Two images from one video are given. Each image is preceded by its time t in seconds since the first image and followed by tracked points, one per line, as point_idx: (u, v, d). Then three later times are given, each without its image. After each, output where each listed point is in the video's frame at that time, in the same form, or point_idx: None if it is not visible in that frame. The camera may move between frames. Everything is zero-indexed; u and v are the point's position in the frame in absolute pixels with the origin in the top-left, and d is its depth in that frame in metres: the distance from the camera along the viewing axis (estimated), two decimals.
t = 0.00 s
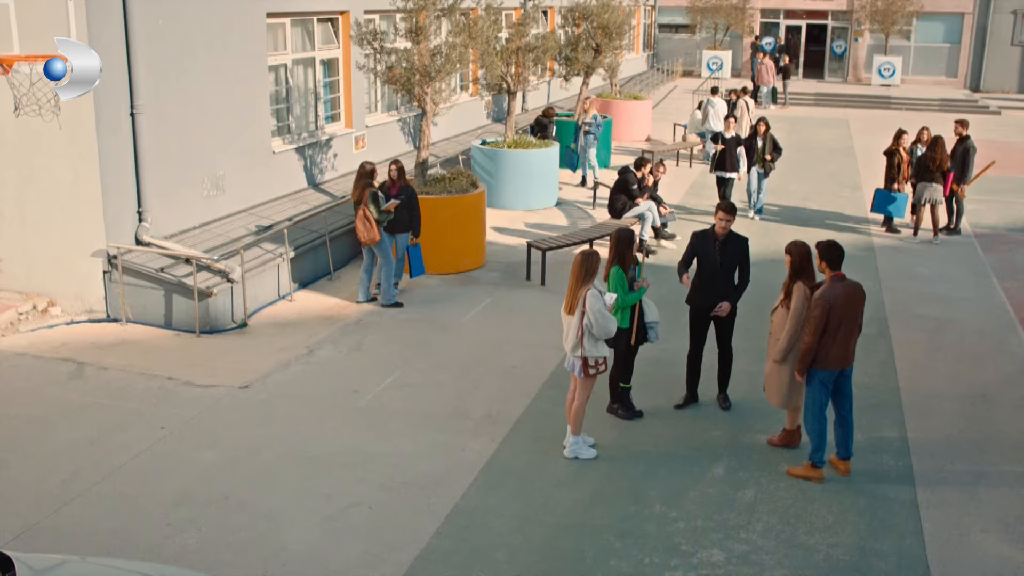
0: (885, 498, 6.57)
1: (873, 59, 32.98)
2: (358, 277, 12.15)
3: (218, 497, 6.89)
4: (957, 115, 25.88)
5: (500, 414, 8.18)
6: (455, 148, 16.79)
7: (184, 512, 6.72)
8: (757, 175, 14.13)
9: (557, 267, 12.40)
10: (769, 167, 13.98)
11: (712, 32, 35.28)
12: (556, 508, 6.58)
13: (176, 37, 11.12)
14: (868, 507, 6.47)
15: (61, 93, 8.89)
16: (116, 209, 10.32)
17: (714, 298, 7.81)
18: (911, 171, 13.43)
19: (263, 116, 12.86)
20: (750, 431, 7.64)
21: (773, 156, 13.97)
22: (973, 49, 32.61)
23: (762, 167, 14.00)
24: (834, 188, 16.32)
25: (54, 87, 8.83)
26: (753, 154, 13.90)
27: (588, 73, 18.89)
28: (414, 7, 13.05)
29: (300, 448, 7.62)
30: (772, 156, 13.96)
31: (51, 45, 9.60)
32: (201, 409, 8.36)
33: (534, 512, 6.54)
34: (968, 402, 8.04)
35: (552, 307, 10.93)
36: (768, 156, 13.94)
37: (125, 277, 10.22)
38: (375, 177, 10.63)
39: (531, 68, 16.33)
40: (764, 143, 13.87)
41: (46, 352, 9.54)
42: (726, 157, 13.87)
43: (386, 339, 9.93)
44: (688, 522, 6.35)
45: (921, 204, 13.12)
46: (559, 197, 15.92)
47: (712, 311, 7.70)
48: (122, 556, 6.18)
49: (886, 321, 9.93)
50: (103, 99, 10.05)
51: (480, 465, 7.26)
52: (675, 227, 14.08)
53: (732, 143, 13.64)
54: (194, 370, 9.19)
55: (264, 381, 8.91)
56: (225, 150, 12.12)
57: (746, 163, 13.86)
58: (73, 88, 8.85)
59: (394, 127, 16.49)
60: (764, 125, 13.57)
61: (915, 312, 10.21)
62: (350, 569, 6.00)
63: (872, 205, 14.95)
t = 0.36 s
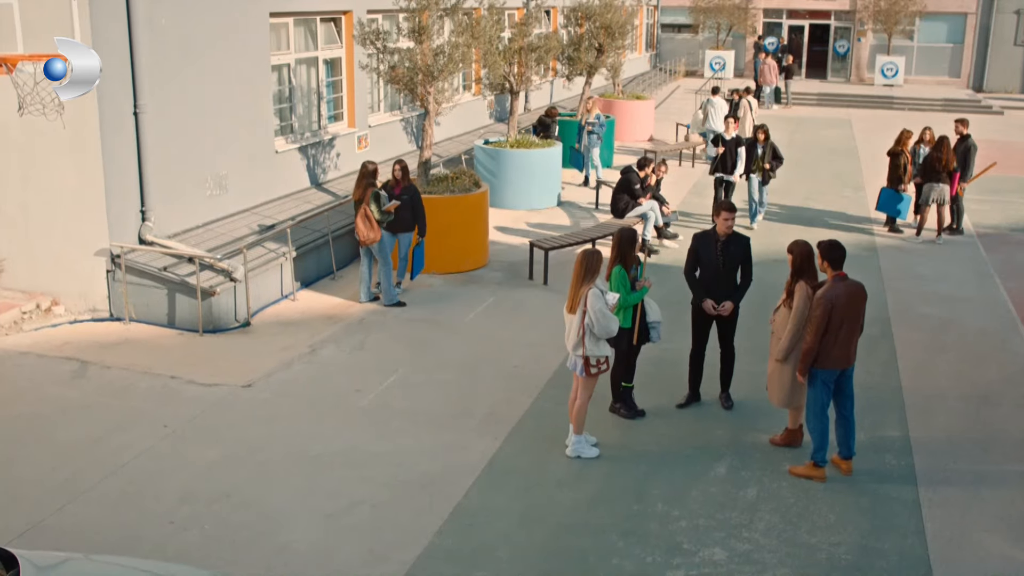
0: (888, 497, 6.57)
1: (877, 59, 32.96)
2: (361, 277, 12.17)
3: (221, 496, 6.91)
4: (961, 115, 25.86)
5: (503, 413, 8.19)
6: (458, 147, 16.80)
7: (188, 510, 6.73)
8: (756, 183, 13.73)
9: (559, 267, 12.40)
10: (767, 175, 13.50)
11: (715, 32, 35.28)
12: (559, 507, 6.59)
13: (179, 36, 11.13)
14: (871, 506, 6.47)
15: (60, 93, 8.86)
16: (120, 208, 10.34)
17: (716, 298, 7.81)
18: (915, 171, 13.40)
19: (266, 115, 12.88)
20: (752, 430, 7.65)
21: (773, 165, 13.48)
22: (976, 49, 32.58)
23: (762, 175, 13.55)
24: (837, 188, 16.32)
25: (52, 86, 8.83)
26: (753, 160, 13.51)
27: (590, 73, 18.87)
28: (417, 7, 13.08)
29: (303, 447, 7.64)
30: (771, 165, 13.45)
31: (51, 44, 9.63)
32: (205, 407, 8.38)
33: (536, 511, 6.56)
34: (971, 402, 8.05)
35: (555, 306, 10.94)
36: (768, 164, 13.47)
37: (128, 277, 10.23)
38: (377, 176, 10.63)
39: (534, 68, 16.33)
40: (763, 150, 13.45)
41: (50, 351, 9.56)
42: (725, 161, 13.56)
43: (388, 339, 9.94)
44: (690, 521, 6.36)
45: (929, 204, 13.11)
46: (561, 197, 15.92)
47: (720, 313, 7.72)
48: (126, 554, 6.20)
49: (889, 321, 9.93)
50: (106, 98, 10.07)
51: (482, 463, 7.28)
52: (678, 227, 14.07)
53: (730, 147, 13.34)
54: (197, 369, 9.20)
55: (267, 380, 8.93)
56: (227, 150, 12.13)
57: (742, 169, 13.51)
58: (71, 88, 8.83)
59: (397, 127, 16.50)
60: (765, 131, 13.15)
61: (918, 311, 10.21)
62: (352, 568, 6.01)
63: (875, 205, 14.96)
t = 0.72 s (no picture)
0: (891, 496, 6.58)
1: (881, 59, 32.92)
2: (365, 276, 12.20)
3: (226, 494, 6.94)
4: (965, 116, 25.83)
5: (507, 412, 8.21)
6: (462, 148, 16.82)
7: (192, 508, 6.76)
8: (762, 184, 13.20)
9: (563, 267, 12.42)
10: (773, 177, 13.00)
11: (720, 32, 35.28)
12: (563, 506, 6.61)
13: (184, 37, 11.17)
14: (874, 505, 6.48)
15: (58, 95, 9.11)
16: (125, 207, 10.37)
17: (719, 298, 7.83)
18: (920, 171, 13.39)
19: (271, 115, 12.90)
20: (756, 430, 7.66)
21: (779, 167, 12.93)
22: (981, 49, 32.54)
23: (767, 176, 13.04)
24: (841, 188, 16.32)
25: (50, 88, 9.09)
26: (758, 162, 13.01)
27: (595, 73, 18.87)
28: (422, 7, 13.14)
29: (308, 445, 7.66)
30: (778, 167, 12.87)
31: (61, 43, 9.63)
32: (210, 406, 8.41)
33: (540, 510, 6.57)
34: (974, 402, 8.05)
35: (559, 306, 10.95)
36: (775, 166, 12.90)
37: (133, 276, 10.28)
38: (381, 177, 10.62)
39: (539, 68, 16.32)
40: (769, 152, 12.90)
41: (56, 350, 9.60)
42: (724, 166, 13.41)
43: (393, 338, 9.96)
44: (694, 520, 6.37)
45: (937, 204, 13.09)
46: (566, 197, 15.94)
47: (721, 313, 7.75)
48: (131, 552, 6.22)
49: (893, 321, 9.93)
50: (112, 98, 10.10)
51: (486, 462, 7.30)
52: (682, 227, 14.07)
53: (728, 150, 13.20)
54: (202, 368, 9.22)
55: (272, 379, 8.95)
56: (232, 150, 12.17)
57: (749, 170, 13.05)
58: (72, 89, 9.09)
59: (402, 127, 16.53)
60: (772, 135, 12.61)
61: (922, 312, 10.21)
62: (357, 565, 6.03)
63: (879, 205, 14.96)
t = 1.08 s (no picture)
0: (895, 495, 6.59)
1: (887, 59, 32.87)
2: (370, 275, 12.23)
3: (232, 492, 6.97)
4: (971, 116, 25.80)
5: (512, 410, 8.24)
6: (467, 147, 16.85)
7: (198, 506, 6.79)
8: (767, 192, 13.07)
9: (568, 266, 12.44)
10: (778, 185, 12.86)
11: (725, 32, 35.26)
12: (567, 504, 6.63)
13: (191, 37, 11.21)
14: (878, 504, 6.49)
15: (59, 96, 9.53)
16: (131, 207, 10.44)
17: (724, 298, 7.83)
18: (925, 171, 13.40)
19: (277, 114, 12.94)
20: (760, 429, 7.67)
21: (784, 174, 12.80)
22: (987, 49, 32.48)
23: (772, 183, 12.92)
24: (846, 188, 16.32)
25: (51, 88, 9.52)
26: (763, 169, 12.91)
27: (599, 73, 18.93)
28: (426, 6, 13.09)
29: (314, 443, 7.69)
30: (784, 175, 12.77)
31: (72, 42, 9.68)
32: (216, 404, 8.44)
33: (545, 508, 6.60)
34: (979, 402, 8.05)
35: (563, 305, 10.98)
36: (780, 173, 12.78)
37: (139, 274, 10.33)
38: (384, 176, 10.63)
39: (543, 68, 16.34)
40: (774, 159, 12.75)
41: (62, 348, 9.64)
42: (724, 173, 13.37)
43: (398, 337, 9.99)
44: (698, 518, 6.39)
45: (943, 204, 13.11)
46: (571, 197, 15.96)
47: (726, 312, 7.76)
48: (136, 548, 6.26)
49: (897, 321, 9.94)
50: (118, 97, 10.14)
51: (491, 460, 7.32)
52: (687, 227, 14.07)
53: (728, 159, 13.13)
54: (208, 367, 9.25)
55: (278, 377, 8.99)
56: (238, 148, 12.20)
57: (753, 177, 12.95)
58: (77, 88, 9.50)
59: (407, 127, 16.56)
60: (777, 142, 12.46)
61: (927, 312, 10.21)
62: (362, 562, 6.06)
63: (884, 205, 14.96)
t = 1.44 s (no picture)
0: (899, 494, 6.60)
1: (892, 59, 32.82)
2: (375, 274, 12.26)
3: (237, 489, 7.00)
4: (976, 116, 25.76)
5: (516, 409, 8.26)
6: (473, 147, 16.88)
7: (204, 503, 6.82)
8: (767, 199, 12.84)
9: (573, 266, 12.46)
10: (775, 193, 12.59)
11: (730, 32, 35.23)
12: (571, 502, 6.65)
13: (196, 35, 11.22)
14: (881, 503, 6.50)
15: (61, 95, 9.71)
16: (138, 205, 10.46)
17: (729, 297, 7.85)
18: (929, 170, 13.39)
19: (282, 113, 12.96)
20: (765, 428, 7.68)
21: (782, 182, 12.52)
22: (993, 48, 32.42)
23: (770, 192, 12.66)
24: (851, 188, 16.31)
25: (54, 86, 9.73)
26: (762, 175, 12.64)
27: (605, 73, 18.93)
28: (432, 7, 13.18)
29: (319, 441, 7.72)
30: (779, 183, 12.51)
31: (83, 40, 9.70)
32: (222, 402, 8.48)
33: (549, 506, 6.61)
34: (984, 401, 8.05)
35: (568, 304, 10.99)
36: (776, 182, 12.53)
37: (145, 273, 10.35)
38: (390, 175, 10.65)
39: (549, 68, 16.34)
40: (772, 166, 12.50)
41: (69, 346, 9.68)
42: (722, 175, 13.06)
43: (403, 336, 10.01)
44: (702, 516, 6.40)
45: (943, 204, 13.11)
46: (575, 197, 15.98)
47: (730, 311, 7.79)
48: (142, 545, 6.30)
49: (902, 321, 9.94)
50: (125, 96, 10.16)
51: (495, 459, 7.34)
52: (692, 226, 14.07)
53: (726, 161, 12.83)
54: (214, 365, 9.29)
55: (283, 375, 9.02)
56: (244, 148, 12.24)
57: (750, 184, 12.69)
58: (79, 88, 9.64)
59: (412, 126, 16.60)
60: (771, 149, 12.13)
61: (931, 312, 10.20)
62: (366, 559, 6.09)
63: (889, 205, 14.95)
